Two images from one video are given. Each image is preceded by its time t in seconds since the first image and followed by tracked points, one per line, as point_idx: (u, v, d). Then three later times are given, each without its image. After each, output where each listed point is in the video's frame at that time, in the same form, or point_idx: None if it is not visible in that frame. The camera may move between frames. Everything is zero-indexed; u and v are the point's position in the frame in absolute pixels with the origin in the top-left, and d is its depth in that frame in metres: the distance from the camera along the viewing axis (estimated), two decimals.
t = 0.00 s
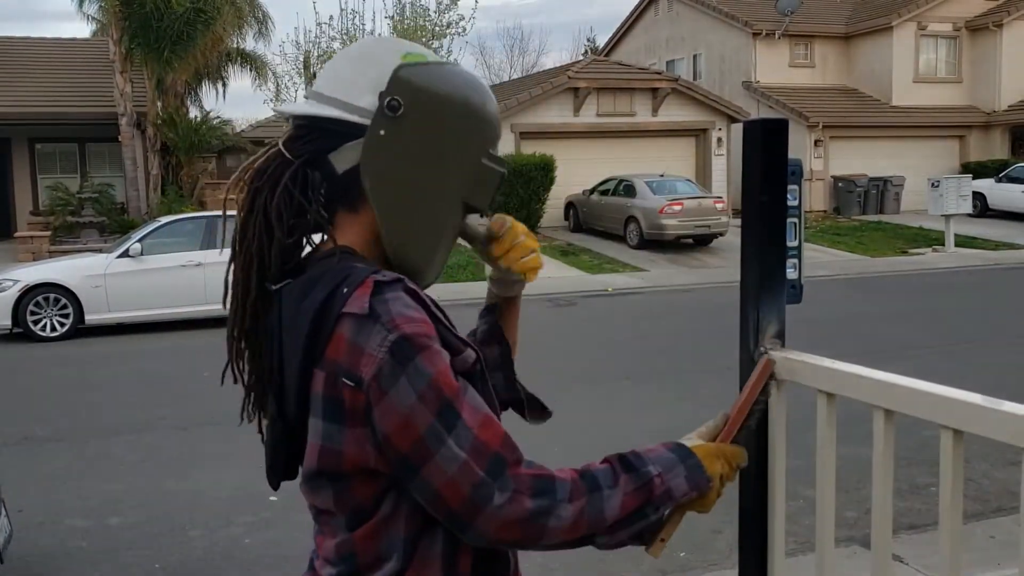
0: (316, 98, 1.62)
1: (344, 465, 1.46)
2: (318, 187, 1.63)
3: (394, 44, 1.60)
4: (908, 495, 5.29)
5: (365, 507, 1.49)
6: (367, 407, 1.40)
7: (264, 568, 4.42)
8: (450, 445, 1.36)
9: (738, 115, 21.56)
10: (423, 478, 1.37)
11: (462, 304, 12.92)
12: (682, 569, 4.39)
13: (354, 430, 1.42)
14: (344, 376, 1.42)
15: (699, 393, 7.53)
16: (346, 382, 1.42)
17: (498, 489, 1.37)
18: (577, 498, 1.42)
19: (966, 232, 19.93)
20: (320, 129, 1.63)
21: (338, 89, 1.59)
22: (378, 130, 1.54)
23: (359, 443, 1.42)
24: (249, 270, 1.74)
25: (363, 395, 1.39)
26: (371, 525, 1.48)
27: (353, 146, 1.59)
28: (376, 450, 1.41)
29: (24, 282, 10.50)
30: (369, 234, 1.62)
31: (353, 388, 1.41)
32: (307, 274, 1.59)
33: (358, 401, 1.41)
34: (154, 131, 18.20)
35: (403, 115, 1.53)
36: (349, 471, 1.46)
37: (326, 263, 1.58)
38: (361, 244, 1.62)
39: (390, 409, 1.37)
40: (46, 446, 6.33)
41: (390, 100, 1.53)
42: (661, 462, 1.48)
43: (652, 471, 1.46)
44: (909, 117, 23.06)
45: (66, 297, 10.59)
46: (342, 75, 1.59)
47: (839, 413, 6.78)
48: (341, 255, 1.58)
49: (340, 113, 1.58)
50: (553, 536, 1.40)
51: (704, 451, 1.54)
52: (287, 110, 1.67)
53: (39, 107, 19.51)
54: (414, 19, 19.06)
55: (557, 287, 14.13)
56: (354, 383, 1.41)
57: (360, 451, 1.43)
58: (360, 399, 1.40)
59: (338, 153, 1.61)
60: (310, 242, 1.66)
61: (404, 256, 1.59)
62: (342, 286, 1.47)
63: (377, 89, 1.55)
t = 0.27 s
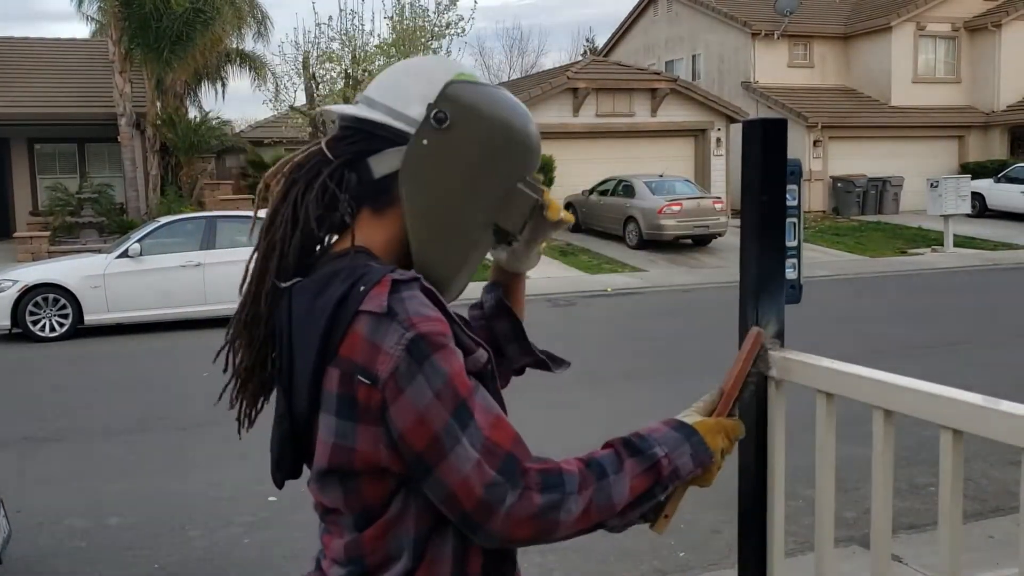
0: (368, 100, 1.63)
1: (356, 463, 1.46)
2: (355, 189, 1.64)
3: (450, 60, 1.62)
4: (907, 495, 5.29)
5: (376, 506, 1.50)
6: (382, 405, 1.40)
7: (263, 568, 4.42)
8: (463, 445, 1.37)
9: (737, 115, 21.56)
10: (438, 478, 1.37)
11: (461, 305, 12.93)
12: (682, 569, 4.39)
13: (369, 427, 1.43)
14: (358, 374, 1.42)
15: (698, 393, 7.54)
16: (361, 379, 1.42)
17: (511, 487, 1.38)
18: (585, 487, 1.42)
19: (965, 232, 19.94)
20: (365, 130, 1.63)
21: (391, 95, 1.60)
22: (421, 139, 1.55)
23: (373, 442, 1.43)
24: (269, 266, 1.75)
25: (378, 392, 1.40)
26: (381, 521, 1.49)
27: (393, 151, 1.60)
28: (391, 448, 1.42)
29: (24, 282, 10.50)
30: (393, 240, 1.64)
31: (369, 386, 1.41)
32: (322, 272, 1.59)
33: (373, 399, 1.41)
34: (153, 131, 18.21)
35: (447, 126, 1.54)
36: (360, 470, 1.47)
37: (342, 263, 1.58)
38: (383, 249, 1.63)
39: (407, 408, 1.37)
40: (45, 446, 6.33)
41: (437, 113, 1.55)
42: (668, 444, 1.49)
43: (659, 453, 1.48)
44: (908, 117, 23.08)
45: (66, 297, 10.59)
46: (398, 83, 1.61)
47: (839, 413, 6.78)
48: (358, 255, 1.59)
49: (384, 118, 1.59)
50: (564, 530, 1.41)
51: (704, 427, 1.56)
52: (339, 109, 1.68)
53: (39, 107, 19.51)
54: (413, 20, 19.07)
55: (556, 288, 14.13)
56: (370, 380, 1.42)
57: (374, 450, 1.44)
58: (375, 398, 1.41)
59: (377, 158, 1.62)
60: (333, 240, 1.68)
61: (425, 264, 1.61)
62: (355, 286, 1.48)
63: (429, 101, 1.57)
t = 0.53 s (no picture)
0: (392, 103, 1.64)
1: (377, 463, 1.48)
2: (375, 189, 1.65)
3: (479, 67, 1.62)
4: (908, 495, 5.28)
5: (389, 505, 1.51)
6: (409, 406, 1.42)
7: (261, 568, 4.42)
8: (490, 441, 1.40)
9: (737, 115, 21.55)
10: (468, 472, 1.40)
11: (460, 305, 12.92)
12: (682, 570, 4.39)
13: (394, 426, 1.45)
14: (382, 376, 1.43)
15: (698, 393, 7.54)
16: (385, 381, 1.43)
17: (541, 473, 1.42)
18: (612, 451, 1.47)
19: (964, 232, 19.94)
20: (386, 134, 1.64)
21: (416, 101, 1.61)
22: (446, 149, 1.54)
23: (399, 440, 1.45)
24: (285, 265, 1.76)
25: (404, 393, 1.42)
26: (392, 519, 1.51)
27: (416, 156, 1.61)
28: (417, 446, 1.44)
29: (23, 282, 10.50)
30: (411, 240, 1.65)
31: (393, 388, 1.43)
32: (339, 269, 1.60)
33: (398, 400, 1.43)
34: (152, 132, 18.19)
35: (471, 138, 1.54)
36: (381, 470, 1.49)
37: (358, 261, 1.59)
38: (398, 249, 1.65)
39: (434, 408, 1.39)
40: (45, 446, 6.33)
41: (462, 123, 1.54)
42: (685, 388, 1.52)
43: (678, 398, 1.51)
44: (907, 117, 23.08)
45: (65, 297, 10.59)
46: (423, 87, 1.61)
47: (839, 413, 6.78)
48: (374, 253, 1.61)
49: (407, 123, 1.60)
50: (599, 493, 1.46)
51: (717, 368, 1.60)
52: (362, 108, 1.68)
53: (38, 107, 19.50)
54: (412, 19, 19.05)
55: (556, 288, 14.12)
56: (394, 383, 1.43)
57: (395, 449, 1.46)
58: (401, 399, 1.42)
59: (396, 161, 1.63)
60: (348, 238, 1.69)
61: (441, 267, 1.61)
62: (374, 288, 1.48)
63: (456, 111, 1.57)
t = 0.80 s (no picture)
0: (382, 105, 1.63)
1: (365, 471, 1.47)
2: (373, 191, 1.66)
3: (475, 64, 1.59)
4: (908, 496, 5.28)
5: (386, 512, 1.51)
6: (396, 415, 1.41)
7: (261, 568, 4.42)
8: (477, 453, 1.39)
9: (737, 115, 21.54)
10: (448, 486, 1.40)
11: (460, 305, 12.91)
12: (683, 570, 4.38)
13: (380, 436, 1.44)
14: (371, 382, 1.43)
15: (698, 394, 7.54)
16: (375, 385, 1.43)
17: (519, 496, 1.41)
18: (583, 507, 1.46)
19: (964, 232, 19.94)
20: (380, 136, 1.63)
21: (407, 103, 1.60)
22: (438, 152, 1.54)
23: (383, 449, 1.44)
24: (287, 272, 1.78)
25: (390, 401, 1.41)
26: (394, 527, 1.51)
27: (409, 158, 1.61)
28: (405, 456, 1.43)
29: (23, 283, 10.50)
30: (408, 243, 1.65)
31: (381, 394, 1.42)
32: (337, 275, 1.60)
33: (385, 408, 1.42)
34: (152, 132, 18.19)
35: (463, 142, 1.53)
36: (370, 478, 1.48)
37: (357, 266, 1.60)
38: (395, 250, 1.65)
39: (421, 416, 1.39)
40: (45, 447, 6.33)
41: (453, 126, 1.53)
42: (655, 472, 1.53)
43: (646, 479, 1.52)
44: (907, 118, 23.10)
45: (65, 298, 10.59)
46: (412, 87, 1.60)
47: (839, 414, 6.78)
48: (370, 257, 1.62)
49: (397, 125, 1.59)
50: (560, 546, 1.44)
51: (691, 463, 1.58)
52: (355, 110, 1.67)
53: (38, 108, 19.50)
54: (412, 20, 19.05)
55: (556, 288, 14.12)
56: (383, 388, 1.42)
57: (385, 457, 1.45)
58: (388, 408, 1.42)
59: (390, 165, 1.64)
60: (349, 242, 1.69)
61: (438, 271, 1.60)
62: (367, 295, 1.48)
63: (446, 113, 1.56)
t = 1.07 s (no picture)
0: (394, 104, 1.63)
1: (380, 467, 1.49)
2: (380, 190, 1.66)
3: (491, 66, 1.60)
4: (908, 496, 5.28)
5: (395, 507, 1.52)
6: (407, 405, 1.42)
7: (260, 568, 4.42)
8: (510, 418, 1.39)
9: (737, 115, 21.55)
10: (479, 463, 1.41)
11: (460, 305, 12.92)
12: (683, 570, 4.39)
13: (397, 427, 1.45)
14: (379, 378, 1.44)
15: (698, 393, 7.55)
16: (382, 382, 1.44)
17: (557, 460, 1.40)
18: (625, 412, 1.45)
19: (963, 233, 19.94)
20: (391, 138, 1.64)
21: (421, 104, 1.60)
22: (451, 158, 1.54)
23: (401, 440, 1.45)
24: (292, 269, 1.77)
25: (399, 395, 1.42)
26: (400, 521, 1.52)
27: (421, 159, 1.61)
28: (422, 447, 1.44)
29: (23, 283, 10.50)
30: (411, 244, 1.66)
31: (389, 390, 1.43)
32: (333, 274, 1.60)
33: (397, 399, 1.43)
34: (152, 132, 18.18)
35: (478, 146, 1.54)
36: (383, 474, 1.50)
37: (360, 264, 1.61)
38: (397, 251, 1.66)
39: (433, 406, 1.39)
40: (44, 447, 6.33)
41: (468, 133, 1.54)
42: (699, 341, 1.52)
43: (692, 349, 1.50)
44: (907, 118, 23.11)
45: (65, 298, 10.59)
46: (427, 89, 1.60)
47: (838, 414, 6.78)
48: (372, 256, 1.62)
49: (409, 127, 1.59)
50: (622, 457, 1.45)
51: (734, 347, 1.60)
52: (364, 108, 1.67)
53: (38, 108, 19.49)
54: (412, 20, 19.05)
55: (555, 288, 14.12)
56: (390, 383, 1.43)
57: (400, 451, 1.46)
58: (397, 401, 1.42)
59: (399, 165, 1.63)
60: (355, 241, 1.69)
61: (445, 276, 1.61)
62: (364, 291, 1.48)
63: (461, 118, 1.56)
